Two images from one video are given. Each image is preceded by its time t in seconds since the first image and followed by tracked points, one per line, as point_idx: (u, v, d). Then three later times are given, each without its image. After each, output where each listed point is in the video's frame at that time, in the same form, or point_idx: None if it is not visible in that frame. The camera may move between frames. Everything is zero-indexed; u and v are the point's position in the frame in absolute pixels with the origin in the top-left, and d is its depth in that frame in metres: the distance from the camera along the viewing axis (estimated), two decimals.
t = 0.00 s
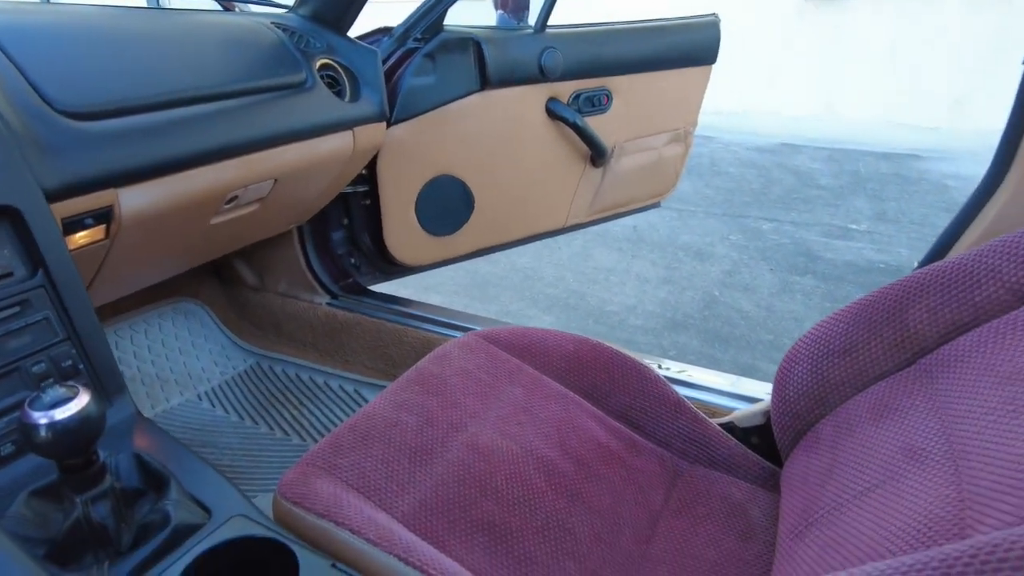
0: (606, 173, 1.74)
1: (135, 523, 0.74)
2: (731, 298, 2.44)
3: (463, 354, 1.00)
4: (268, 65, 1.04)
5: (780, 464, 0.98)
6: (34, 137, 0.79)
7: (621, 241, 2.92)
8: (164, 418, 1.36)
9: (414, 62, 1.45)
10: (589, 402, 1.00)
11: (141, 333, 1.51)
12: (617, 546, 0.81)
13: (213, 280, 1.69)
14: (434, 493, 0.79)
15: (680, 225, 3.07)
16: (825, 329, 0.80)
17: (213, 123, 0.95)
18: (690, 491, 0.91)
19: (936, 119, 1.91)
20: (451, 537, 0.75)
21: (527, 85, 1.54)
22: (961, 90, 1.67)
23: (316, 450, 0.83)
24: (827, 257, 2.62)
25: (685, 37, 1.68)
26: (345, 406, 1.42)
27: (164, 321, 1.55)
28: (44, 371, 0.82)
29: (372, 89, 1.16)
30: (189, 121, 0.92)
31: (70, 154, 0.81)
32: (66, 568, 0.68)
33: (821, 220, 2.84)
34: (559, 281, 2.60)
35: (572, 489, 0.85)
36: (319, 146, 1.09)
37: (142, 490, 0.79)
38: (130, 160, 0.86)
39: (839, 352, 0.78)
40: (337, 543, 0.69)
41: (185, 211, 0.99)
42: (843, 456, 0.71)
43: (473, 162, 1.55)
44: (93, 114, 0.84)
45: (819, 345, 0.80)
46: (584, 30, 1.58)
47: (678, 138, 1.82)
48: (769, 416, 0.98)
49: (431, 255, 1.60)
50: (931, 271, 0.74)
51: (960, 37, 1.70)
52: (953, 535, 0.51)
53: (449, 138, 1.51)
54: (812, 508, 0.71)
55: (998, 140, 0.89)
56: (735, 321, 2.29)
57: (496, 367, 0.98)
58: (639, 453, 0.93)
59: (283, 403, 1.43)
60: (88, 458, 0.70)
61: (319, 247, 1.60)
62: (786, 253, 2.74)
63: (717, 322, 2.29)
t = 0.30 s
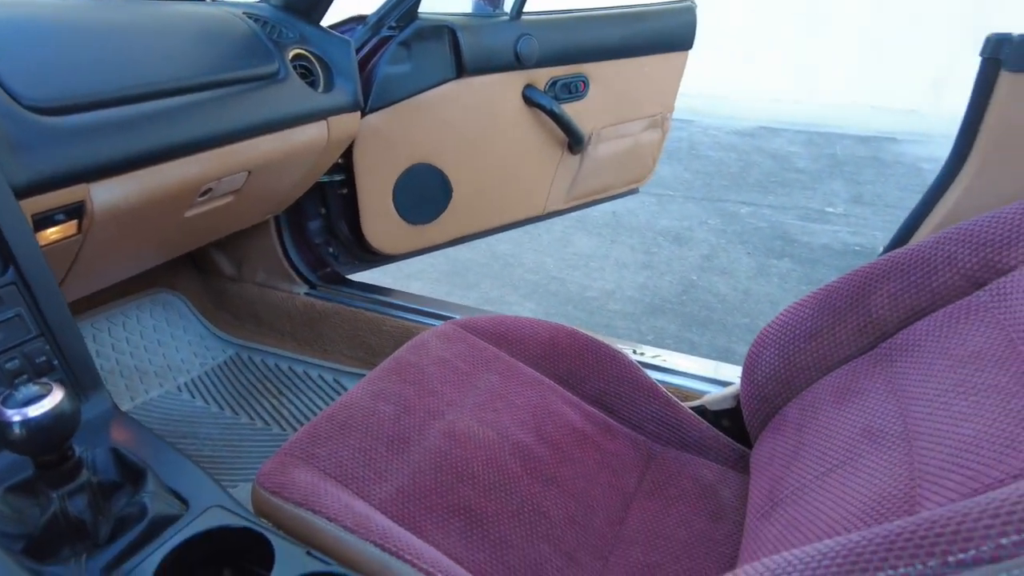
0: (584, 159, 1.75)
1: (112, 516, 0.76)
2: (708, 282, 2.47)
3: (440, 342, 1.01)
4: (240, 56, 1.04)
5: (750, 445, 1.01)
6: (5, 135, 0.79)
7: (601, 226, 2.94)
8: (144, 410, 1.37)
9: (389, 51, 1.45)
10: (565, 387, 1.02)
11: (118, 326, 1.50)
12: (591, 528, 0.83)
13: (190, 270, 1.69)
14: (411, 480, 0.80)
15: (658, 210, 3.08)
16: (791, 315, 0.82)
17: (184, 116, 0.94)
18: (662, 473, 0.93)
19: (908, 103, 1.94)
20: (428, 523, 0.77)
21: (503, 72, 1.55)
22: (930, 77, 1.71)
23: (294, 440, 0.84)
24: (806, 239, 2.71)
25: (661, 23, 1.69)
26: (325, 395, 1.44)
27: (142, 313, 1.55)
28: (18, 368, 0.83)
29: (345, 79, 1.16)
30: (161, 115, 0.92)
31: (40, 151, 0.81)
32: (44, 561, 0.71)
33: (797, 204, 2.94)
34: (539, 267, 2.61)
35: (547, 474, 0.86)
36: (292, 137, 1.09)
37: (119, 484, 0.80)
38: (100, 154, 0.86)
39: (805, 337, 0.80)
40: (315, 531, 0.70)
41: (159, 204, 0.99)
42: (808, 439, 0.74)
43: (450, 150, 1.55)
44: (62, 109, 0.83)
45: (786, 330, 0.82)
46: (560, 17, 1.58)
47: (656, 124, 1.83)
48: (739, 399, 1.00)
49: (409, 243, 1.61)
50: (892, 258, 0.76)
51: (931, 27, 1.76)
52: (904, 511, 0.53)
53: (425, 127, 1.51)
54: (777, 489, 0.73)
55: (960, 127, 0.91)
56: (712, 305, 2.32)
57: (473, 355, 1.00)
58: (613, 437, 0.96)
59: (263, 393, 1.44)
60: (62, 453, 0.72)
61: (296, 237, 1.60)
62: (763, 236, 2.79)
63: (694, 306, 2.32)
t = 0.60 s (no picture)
0: (564, 154, 1.76)
1: (97, 525, 0.76)
2: (688, 273, 2.50)
3: (421, 342, 1.02)
4: (217, 56, 1.04)
5: (727, 438, 1.03)
6: None
7: (583, 219, 2.95)
8: (127, 412, 1.36)
9: (367, 48, 1.44)
10: (544, 384, 1.03)
11: (98, 327, 1.50)
12: (572, 524, 0.84)
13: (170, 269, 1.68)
14: (394, 481, 0.81)
15: (640, 202, 3.10)
16: (765, 312, 0.83)
17: (162, 119, 0.94)
18: (641, 468, 0.95)
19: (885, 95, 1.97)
20: (411, 523, 0.78)
21: (482, 68, 1.55)
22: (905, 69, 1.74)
23: (276, 443, 0.84)
24: (786, 230, 2.75)
25: (638, 17, 1.70)
26: (308, 393, 1.44)
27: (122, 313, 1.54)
28: None
29: (324, 78, 1.16)
30: (138, 118, 0.92)
31: (18, 158, 0.81)
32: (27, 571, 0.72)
33: (777, 195, 2.98)
34: (522, 261, 2.62)
35: (528, 471, 0.88)
36: (270, 138, 1.09)
37: (103, 492, 0.81)
38: (78, 160, 0.86)
39: (778, 335, 0.81)
40: (299, 534, 0.71)
41: (137, 208, 0.99)
42: (780, 434, 0.75)
43: (430, 147, 1.55)
44: (39, 115, 0.83)
45: (760, 327, 0.83)
46: (538, 12, 1.59)
47: (635, 117, 1.84)
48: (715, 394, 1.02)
49: (390, 240, 1.61)
50: (861, 256, 0.78)
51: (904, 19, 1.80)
52: (868, 507, 0.55)
53: (405, 124, 1.51)
54: (751, 484, 0.75)
55: (926, 127, 0.93)
56: (693, 297, 2.35)
57: (454, 353, 1.01)
58: (593, 433, 0.97)
59: (246, 393, 1.44)
60: (47, 465, 0.72)
61: (277, 235, 1.60)
62: (743, 227, 2.82)
63: (675, 298, 2.34)
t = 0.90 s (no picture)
0: (545, 152, 1.77)
1: (77, 533, 0.77)
2: (669, 269, 2.52)
3: (403, 342, 1.03)
4: (193, 59, 1.03)
5: (704, 434, 1.04)
6: None
7: (565, 216, 2.97)
8: (108, 416, 1.36)
9: (345, 48, 1.44)
10: (525, 382, 1.04)
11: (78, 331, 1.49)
12: (552, 520, 0.86)
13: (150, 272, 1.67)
14: (375, 481, 0.82)
15: (622, 198, 3.12)
16: (739, 310, 0.85)
17: (139, 123, 0.94)
18: (621, 464, 0.97)
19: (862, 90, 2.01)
20: (392, 522, 0.79)
21: (461, 68, 1.55)
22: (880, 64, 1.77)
23: (259, 445, 0.85)
24: (766, 225, 2.78)
25: (617, 15, 1.71)
26: (291, 394, 1.44)
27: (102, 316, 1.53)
28: None
29: (302, 80, 1.16)
30: (114, 123, 0.91)
31: None
32: None
33: (756, 190, 3.01)
34: (505, 258, 2.63)
35: (509, 470, 0.89)
36: (249, 141, 1.09)
37: (83, 500, 0.81)
38: (53, 166, 0.86)
39: (752, 332, 0.83)
40: (280, 535, 0.72)
41: (115, 213, 0.99)
42: (754, 430, 0.77)
43: (410, 147, 1.56)
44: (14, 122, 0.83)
45: (734, 325, 0.85)
46: (517, 10, 1.59)
47: (615, 115, 1.86)
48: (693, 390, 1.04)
49: (372, 240, 1.61)
50: (831, 254, 0.80)
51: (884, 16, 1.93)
52: (836, 500, 0.57)
53: (384, 124, 1.51)
54: (726, 479, 0.77)
55: (894, 128, 0.95)
56: (674, 292, 2.37)
57: (435, 354, 1.02)
58: (573, 431, 0.98)
59: (228, 395, 1.44)
60: (24, 474, 0.75)
61: (257, 236, 1.60)
62: (723, 222, 2.85)
63: (657, 294, 2.36)
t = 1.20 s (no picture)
0: (524, 158, 1.79)
1: (55, 554, 0.79)
2: (648, 270, 2.55)
3: (380, 353, 1.04)
4: (168, 75, 1.04)
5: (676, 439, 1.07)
6: None
7: (547, 217, 2.99)
8: (89, 428, 1.37)
9: (321, 59, 1.46)
10: (500, 391, 1.06)
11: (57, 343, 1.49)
12: (526, 528, 0.88)
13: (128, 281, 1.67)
14: (351, 494, 0.84)
15: (603, 199, 3.14)
16: (705, 320, 0.87)
17: (114, 142, 0.95)
18: (593, 471, 0.99)
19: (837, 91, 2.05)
20: (368, 534, 0.81)
21: (438, 76, 1.57)
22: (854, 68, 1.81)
23: (237, 459, 0.87)
24: (744, 225, 2.82)
25: (592, 21, 1.73)
26: (271, 404, 1.46)
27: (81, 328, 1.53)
28: None
29: (277, 93, 1.18)
30: (90, 142, 0.92)
31: None
32: None
33: (735, 190, 3.05)
34: (486, 261, 2.65)
35: (484, 479, 0.91)
36: (225, 155, 1.10)
37: (61, 520, 0.83)
38: (29, 186, 0.86)
39: (718, 341, 0.85)
40: (257, 550, 0.74)
41: (91, 230, 1.00)
42: (719, 438, 0.80)
43: (388, 155, 1.57)
44: None
45: (701, 335, 0.87)
46: (493, 18, 1.61)
47: (593, 120, 1.88)
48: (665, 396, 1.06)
49: (351, 248, 1.62)
50: (792, 266, 0.82)
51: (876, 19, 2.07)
52: (791, 511, 0.59)
53: (362, 133, 1.52)
54: (692, 486, 0.79)
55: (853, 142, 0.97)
56: (653, 294, 2.40)
57: (412, 364, 1.03)
58: (547, 438, 1.00)
59: (209, 405, 1.46)
60: None
61: (236, 246, 1.60)
62: (702, 222, 2.89)
63: (635, 296, 2.39)
